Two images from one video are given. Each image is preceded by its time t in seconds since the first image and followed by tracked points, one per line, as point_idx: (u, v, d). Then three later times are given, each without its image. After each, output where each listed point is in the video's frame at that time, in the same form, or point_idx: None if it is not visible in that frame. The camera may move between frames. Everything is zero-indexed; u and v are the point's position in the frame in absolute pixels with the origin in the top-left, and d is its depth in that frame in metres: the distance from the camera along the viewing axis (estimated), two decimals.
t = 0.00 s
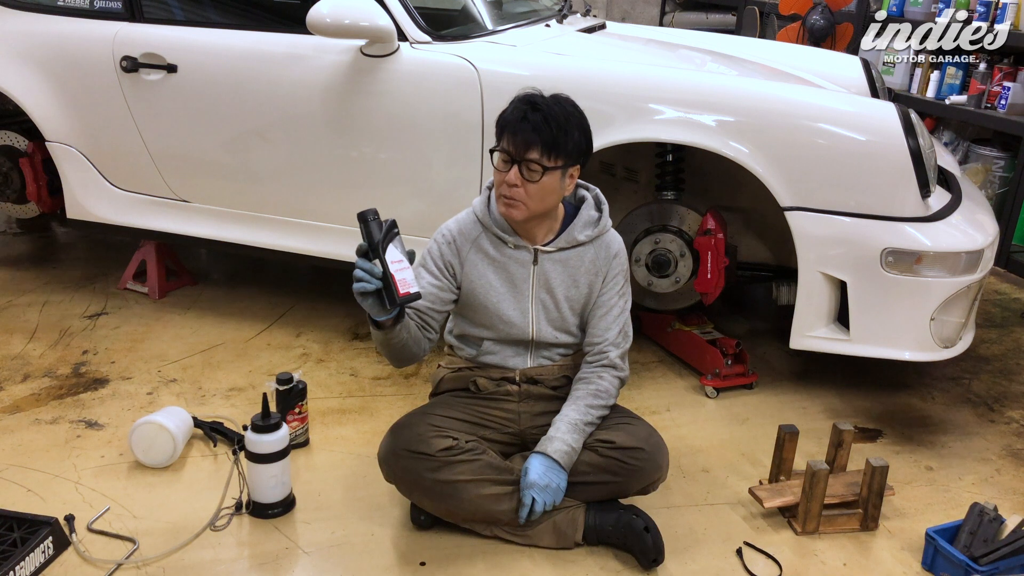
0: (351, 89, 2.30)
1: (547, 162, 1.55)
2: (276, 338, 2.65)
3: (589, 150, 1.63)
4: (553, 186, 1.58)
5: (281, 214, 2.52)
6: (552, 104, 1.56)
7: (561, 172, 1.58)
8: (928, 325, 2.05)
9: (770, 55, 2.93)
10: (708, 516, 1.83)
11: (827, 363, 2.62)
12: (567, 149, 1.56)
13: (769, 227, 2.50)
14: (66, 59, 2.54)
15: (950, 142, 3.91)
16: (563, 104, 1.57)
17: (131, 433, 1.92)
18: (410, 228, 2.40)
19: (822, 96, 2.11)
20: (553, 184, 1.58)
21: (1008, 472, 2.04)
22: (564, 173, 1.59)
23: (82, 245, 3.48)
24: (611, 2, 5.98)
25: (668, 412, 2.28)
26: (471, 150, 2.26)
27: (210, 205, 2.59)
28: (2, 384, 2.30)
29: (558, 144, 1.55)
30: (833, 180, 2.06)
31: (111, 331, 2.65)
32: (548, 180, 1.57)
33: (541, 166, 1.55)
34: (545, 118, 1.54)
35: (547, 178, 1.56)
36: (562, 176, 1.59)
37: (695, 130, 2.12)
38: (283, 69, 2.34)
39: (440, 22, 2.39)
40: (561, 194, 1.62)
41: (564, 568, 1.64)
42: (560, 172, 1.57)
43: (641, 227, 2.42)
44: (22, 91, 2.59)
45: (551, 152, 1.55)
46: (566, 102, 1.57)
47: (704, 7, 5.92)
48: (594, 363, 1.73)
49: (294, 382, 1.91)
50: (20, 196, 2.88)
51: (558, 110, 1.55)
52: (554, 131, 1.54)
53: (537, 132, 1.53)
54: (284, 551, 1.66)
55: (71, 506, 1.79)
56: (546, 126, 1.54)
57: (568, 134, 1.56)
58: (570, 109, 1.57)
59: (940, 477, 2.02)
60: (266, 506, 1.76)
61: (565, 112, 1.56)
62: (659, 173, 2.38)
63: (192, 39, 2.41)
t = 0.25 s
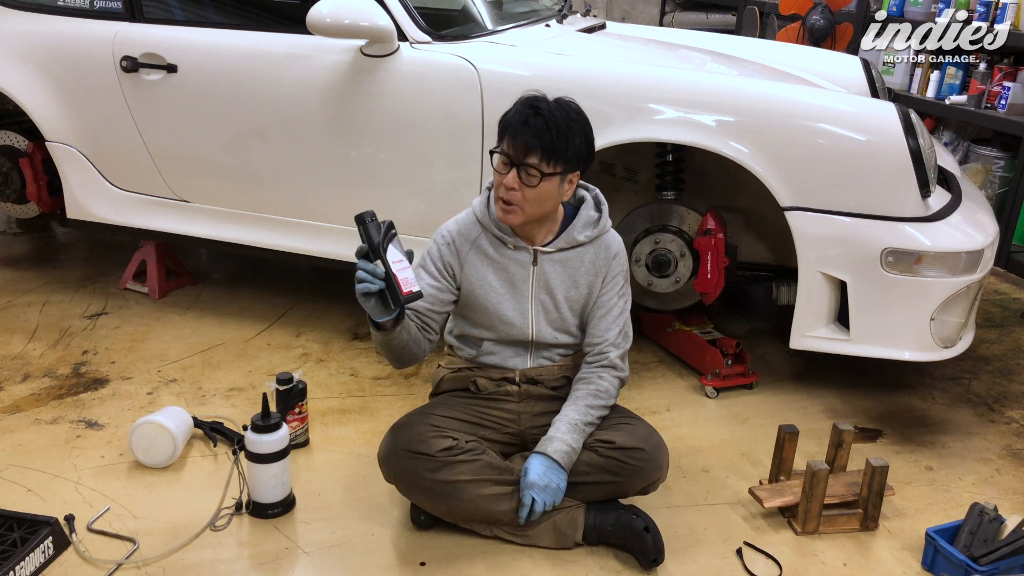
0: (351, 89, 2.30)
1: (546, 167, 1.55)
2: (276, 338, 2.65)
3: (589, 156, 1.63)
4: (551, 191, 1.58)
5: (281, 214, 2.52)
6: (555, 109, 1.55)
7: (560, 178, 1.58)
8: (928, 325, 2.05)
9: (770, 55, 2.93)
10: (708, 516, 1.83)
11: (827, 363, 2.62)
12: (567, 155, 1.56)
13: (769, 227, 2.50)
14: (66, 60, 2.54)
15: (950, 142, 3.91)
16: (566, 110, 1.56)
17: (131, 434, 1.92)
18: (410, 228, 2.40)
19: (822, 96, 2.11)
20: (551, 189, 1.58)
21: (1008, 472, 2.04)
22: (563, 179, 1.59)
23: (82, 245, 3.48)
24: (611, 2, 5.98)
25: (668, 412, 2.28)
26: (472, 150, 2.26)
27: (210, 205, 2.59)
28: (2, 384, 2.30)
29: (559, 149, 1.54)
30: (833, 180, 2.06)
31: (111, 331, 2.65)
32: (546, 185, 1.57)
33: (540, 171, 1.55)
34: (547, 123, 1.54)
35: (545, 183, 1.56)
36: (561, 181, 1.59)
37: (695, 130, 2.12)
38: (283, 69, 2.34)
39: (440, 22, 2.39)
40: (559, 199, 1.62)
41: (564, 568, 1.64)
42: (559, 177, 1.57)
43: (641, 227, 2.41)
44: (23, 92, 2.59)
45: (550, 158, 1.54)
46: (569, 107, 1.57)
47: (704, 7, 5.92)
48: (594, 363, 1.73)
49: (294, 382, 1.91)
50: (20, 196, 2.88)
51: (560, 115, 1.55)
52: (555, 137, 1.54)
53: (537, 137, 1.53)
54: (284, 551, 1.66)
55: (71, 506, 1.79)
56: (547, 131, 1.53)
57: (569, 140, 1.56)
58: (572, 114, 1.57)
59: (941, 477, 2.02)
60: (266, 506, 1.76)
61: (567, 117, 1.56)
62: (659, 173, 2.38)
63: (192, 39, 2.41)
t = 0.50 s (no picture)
0: (351, 89, 2.30)
1: (546, 168, 1.55)
2: (276, 338, 2.65)
3: (590, 156, 1.63)
4: (552, 192, 1.58)
5: (281, 214, 2.52)
6: (556, 110, 1.55)
7: (560, 179, 1.58)
8: (928, 325, 2.05)
9: (770, 55, 2.93)
10: (708, 516, 1.83)
11: (827, 363, 2.62)
12: (568, 156, 1.56)
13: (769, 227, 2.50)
14: (66, 60, 2.54)
15: (950, 142, 3.91)
16: (567, 111, 1.56)
17: (131, 434, 1.92)
18: (410, 228, 2.40)
19: (822, 96, 2.11)
20: (551, 190, 1.58)
21: (1008, 472, 2.04)
22: (563, 181, 1.59)
23: (82, 245, 3.48)
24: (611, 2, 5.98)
25: (668, 412, 2.28)
26: (472, 150, 2.26)
27: (210, 205, 2.59)
28: (1, 384, 2.30)
29: (559, 150, 1.54)
30: (833, 180, 2.06)
31: (111, 331, 2.65)
32: (547, 186, 1.57)
33: (541, 172, 1.55)
34: (548, 124, 1.54)
35: (546, 184, 1.56)
36: (561, 182, 1.59)
37: (695, 130, 2.12)
38: (283, 69, 2.34)
39: (440, 22, 2.39)
40: (559, 200, 1.62)
41: (564, 568, 1.64)
42: (559, 179, 1.57)
43: (641, 227, 2.41)
44: (23, 92, 2.59)
45: (551, 159, 1.54)
46: (570, 108, 1.57)
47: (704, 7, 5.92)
48: (594, 364, 1.73)
49: (294, 382, 1.91)
50: (19, 196, 2.88)
51: (561, 116, 1.55)
52: (556, 138, 1.54)
53: (538, 138, 1.53)
54: (284, 551, 1.66)
55: (71, 506, 1.79)
56: (548, 132, 1.53)
57: (570, 142, 1.56)
58: (573, 115, 1.57)
59: (941, 477, 2.02)
60: (266, 506, 1.76)
61: (568, 118, 1.56)
62: (659, 173, 2.38)
63: (192, 39, 2.41)
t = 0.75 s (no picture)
0: (351, 88, 2.30)
1: (547, 168, 1.55)
2: (276, 338, 2.65)
3: (591, 155, 1.63)
4: (553, 191, 1.58)
5: (281, 214, 2.52)
6: (556, 109, 1.55)
7: (561, 179, 1.58)
8: (928, 325, 2.05)
9: (770, 55, 2.93)
10: (708, 516, 1.83)
11: (827, 363, 2.62)
12: (569, 155, 1.56)
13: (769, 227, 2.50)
14: (66, 60, 2.54)
15: (950, 142, 3.92)
16: (568, 110, 1.56)
17: (131, 434, 1.92)
18: (410, 228, 2.40)
19: (822, 96, 2.11)
20: (552, 190, 1.58)
21: (1008, 472, 2.04)
22: (564, 180, 1.59)
23: (82, 245, 3.48)
24: (611, 2, 5.99)
25: (668, 412, 2.28)
26: (472, 150, 2.26)
27: (210, 205, 2.59)
28: (1, 384, 2.30)
29: (560, 150, 1.55)
30: (833, 180, 2.06)
31: (111, 331, 2.65)
32: (548, 185, 1.57)
33: (542, 172, 1.55)
34: (548, 123, 1.54)
35: (547, 184, 1.56)
36: (563, 181, 1.59)
37: (695, 129, 2.12)
38: (282, 69, 2.34)
39: (440, 22, 2.39)
40: (560, 200, 1.62)
41: (565, 568, 1.64)
42: (560, 178, 1.57)
43: (641, 227, 2.42)
44: (23, 92, 2.59)
45: (552, 159, 1.55)
46: (570, 107, 1.57)
47: (704, 6, 5.92)
48: (594, 364, 1.73)
49: (294, 382, 1.91)
50: (19, 196, 2.88)
51: (562, 115, 1.55)
52: (557, 137, 1.54)
53: (539, 138, 1.53)
54: (284, 551, 1.66)
55: (71, 506, 1.79)
56: (548, 132, 1.54)
57: (571, 141, 1.56)
58: (573, 114, 1.57)
59: (941, 477, 2.02)
60: (266, 506, 1.76)
61: (568, 117, 1.56)
62: (659, 173, 2.39)
63: (192, 39, 2.41)
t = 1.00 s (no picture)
0: (351, 88, 2.30)
1: (547, 168, 1.55)
2: (276, 338, 2.65)
3: (590, 155, 1.63)
4: (553, 191, 1.58)
5: (281, 214, 2.52)
6: (555, 109, 1.55)
7: (561, 179, 1.58)
8: (928, 325, 2.05)
9: (770, 55, 2.93)
10: (708, 516, 1.83)
11: (827, 363, 2.62)
12: (569, 155, 1.56)
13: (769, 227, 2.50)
14: (66, 60, 2.54)
15: (950, 142, 3.92)
16: (567, 110, 1.56)
17: (131, 434, 1.92)
18: (410, 228, 2.40)
19: (822, 96, 2.11)
20: (553, 190, 1.58)
21: (1008, 472, 2.04)
22: (565, 180, 1.59)
23: (82, 245, 3.48)
24: (611, 2, 5.99)
25: (668, 412, 2.28)
26: (472, 150, 2.26)
27: (211, 206, 2.59)
28: (1, 384, 2.30)
29: (560, 150, 1.55)
30: (833, 180, 2.06)
31: (111, 331, 2.65)
32: (548, 185, 1.57)
33: (542, 172, 1.55)
34: (548, 123, 1.54)
35: (547, 184, 1.56)
36: (563, 181, 1.59)
37: (695, 129, 2.12)
38: (282, 69, 2.34)
39: (440, 23, 2.39)
40: (560, 200, 1.62)
41: (564, 568, 1.64)
42: (560, 178, 1.57)
43: (641, 227, 2.41)
44: (23, 92, 2.59)
45: (551, 159, 1.55)
46: (570, 107, 1.57)
47: (704, 7, 5.91)
48: (594, 364, 1.73)
49: (294, 382, 1.91)
50: (19, 196, 2.88)
51: (561, 115, 1.55)
52: (557, 137, 1.54)
53: (539, 138, 1.53)
54: (284, 551, 1.66)
55: (71, 506, 1.79)
56: (548, 132, 1.54)
57: (571, 141, 1.56)
58: (573, 114, 1.57)
59: (941, 477, 2.02)
60: (266, 506, 1.76)
61: (567, 117, 1.56)
62: (659, 173, 2.39)
63: (192, 39, 2.41)
